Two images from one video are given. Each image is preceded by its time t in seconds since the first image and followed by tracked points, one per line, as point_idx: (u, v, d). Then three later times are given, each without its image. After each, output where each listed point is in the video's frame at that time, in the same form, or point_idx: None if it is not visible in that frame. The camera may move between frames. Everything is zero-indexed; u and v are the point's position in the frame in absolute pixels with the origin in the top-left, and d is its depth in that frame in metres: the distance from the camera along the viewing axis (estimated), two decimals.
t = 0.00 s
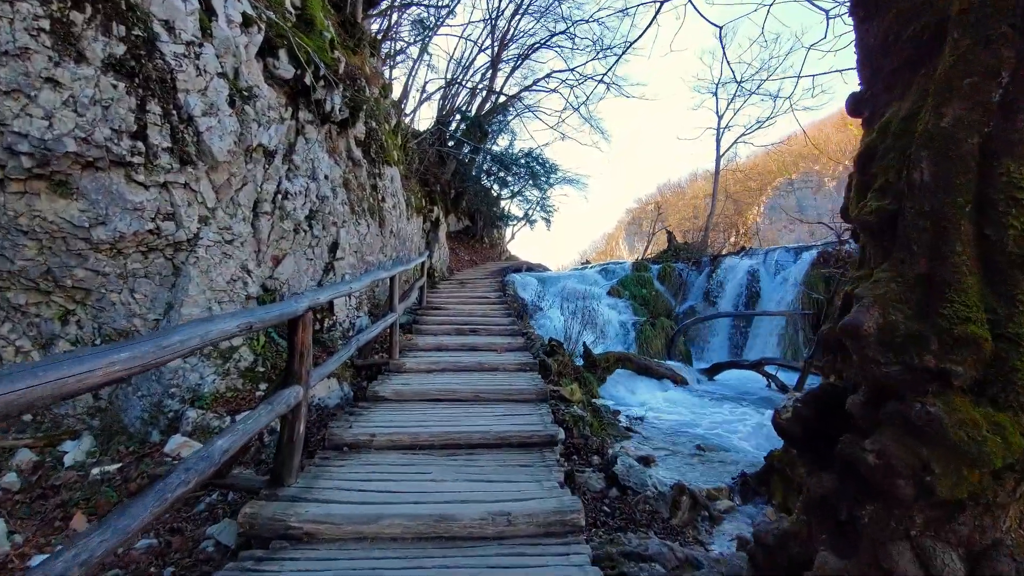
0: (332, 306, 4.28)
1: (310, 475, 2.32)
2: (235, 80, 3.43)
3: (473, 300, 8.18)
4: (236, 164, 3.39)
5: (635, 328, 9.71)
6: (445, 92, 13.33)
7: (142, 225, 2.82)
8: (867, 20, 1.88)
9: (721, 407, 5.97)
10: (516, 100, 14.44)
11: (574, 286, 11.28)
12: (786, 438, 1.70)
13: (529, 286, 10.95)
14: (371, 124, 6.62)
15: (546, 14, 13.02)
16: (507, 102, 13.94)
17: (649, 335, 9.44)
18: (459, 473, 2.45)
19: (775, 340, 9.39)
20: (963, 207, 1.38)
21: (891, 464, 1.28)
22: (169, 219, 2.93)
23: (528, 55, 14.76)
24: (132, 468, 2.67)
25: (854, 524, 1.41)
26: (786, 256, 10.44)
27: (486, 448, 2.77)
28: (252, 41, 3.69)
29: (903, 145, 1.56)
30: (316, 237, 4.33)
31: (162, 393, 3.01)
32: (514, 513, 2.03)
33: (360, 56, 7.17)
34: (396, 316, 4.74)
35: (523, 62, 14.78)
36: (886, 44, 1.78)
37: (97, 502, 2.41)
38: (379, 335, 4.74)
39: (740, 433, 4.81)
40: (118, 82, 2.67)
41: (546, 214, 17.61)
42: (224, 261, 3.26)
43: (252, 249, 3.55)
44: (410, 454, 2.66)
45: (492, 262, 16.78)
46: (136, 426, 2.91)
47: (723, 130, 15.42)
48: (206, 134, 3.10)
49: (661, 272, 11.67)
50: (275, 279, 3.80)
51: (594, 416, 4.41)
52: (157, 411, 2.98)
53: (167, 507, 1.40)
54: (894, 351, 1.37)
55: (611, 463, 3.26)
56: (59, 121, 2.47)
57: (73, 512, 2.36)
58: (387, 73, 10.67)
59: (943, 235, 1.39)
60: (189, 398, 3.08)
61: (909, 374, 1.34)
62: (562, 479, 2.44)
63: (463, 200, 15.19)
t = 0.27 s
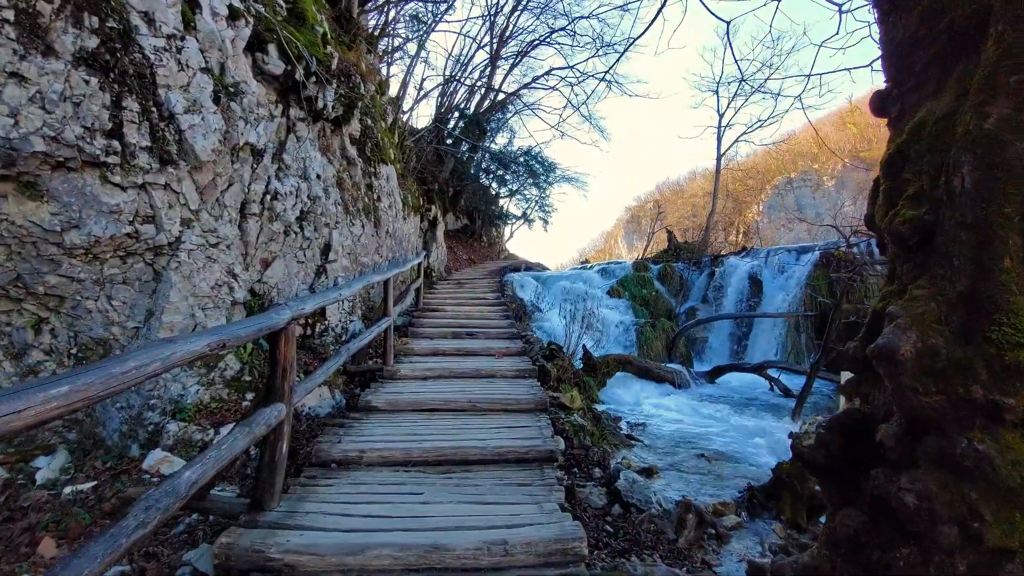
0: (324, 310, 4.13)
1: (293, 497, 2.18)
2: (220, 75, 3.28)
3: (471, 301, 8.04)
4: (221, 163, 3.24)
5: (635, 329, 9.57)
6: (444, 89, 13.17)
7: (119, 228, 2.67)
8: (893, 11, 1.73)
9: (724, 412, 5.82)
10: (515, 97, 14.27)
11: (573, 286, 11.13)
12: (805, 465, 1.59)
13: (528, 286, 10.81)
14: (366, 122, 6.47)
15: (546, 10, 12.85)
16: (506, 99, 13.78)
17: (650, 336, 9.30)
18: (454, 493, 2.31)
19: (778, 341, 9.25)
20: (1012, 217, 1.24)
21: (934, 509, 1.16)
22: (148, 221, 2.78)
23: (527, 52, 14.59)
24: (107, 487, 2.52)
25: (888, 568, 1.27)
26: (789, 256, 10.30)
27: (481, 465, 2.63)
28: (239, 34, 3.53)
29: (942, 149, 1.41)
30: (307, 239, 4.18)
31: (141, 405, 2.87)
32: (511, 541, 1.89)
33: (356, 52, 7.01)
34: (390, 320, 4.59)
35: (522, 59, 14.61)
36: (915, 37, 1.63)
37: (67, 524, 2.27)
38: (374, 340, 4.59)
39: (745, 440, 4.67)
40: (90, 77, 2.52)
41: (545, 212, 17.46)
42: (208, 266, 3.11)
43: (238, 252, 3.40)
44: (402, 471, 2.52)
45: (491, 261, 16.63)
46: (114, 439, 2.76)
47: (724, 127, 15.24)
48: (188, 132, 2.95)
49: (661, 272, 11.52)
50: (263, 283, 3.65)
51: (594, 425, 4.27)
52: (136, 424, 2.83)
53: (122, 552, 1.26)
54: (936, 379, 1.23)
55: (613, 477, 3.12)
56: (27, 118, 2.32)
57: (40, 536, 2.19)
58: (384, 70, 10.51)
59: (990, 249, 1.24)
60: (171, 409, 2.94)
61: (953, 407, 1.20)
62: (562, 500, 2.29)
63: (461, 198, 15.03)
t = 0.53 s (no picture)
0: (319, 312, 4.00)
1: (282, 513, 2.05)
2: (210, 67, 3.15)
3: (470, 302, 7.90)
4: (211, 159, 3.11)
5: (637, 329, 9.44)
6: (444, 86, 13.03)
7: (100, 226, 2.54)
8: None
9: (729, 415, 5.69)
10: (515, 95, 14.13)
11: (574, 285, 11.00)
12: (835, 483, 1.49)
13: (528, 286, 10.68)
14: (364, 118, 6.33)
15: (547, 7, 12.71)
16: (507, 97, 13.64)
17: (652, 337, 9.16)
18: (452, 507, 2.18)
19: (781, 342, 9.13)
20: None
21: (991, 545, 1.05)
22: (131, 219, 2.65)
23: (528, 50, 14.45)
24: (86, 499, 2.39)
25: None
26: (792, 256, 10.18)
27: (481, 476, 2.50)
28: (229, 25, 3.40)
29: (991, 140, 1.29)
30: (301, 238, 4.04)
31: (125, 411, 2.74)
32: (513, 562, 1.77)
33: (354, 46, 6.87)
34: (388, 322, 4.46)
35: (523, 57, 14.47)
36: (953, 22, 1.51)
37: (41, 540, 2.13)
38: (370, 342, 4.46)
39: (752, 445, 4.55)
40: (68, 67, 2.39)
41: (546, 211, 17.32)
42: (197, 266, 2.98)
43: (229, 251, 3.27)
44: (399, 482, 2.40)
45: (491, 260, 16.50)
46: (96, 448, 2.62)
47: (726, 126, 15.10)
48: (175, 126, 2.82)
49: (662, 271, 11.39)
50: (255, 283, 3.52)
51: (597, 429, 4.14)
52: (119, 432, 2.70)
53: None
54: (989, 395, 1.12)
55: (618, 486, 2.99)
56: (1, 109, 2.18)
57: (14, 554, 2.02)
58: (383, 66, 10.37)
59: None
60: (156, 416, 2.81)
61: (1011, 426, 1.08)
62: (567, 514, 2.17)
63: (461, 197, 14.90)
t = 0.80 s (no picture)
0: (317, 311, 3.88)
1: (275, 525, 1.93)
2: (204, 57, 3.03)
3: (471, 300, 7.77)
4: (204, 152, 2.99)
5: (640, 329, 9.32)
6: (444, 84, 12.91)
7: (87, 220, 2.42)
8: None
9: (736, 416, 5.58)
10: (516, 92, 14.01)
11: (576, 285, 10.88)
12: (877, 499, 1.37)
13: (529, 285, 10.56)
14: (363, 114, 6.21)
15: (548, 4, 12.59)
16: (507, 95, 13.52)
17: (655, 337, 9.04)
18: (457, 517, 2.05)
19: (786, 341, 9.00)
20: None
21: None
22: (119, 214, 2.53)
23: (528, 47, 14.33)
24: (71, 507, 2.25)
25: None
26: (797, 255, 10.07)
27: (486, 482, 2.38)
28: (223, 13, 3.28)
29: None
30: (299, 235, 3.92)
31: (114, 414, 2.61)
32: None
33: (353, 41, 6.75)
34: (388, 322, 4.34)
35: (523, 54, 14.35)
36: None
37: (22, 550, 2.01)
38: (369, 342, 4.33)
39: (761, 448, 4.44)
40: (50, 52, 2.28)
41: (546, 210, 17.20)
42: (189, 263, 2.87)
43: (223, 248, 3.16)
44: (400, 490, 2.28)
45: (491, 260, 16.36)
46: (84, 452, 2.47)
47: (727, 124, 15.00)
48: (165, 116, 2.71)
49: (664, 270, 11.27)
50: (251, 282, 3.41)
51: (603, 432, 4.02)
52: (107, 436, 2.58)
53: None
54: None
55: (628, 493, 2.87)
56: None
57: None
58: (382, 62, 10.24)
59: None
60: (147, 419, 2.69)
61: None
62: (578, 525, 2.05)
63: (461, 195, 14.77)
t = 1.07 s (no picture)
0: (313, 312, 3.75)
1: (267, 543, 1.80)
2: (194, 46, 2.90)
3: (471, 300, 7.63)
4: (195, 145, 2.86)
5: (641, 328, 9.19)
6: (443, 80, 12.76)
7: (68, 216, 2.29)
8: None
9: (742, 419, 5.46)
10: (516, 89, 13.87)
11: (576, 284, 10.75)
12: (921, 517, 1.39)
13: (528, 284, 10.43)
14: (361, 109, 6.06)
15: None
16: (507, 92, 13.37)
17: (657, 337, 8.91)
18: (461, 533, 1.93)
19: (789, 342, 8.88)
20: None
21: None
22: (104, 209, 2.40)
23: (528, 44, 14.19)
24: (51, 521, 2.07)
25: None
26: (800, 254, 9.96)
27: (490, 493, 2.26)
28: None
29: None
30: (294, 232, 3.78)
31: (98, 421, 2.48)
32: None
33: (351, 35, 6.60)
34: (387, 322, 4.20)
35: (523, 51, 14.20)
36: None
37: None
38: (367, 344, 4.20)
39: (770, 452, 4.32)
40: (28, 37, 2.15)
41: (546, 209, 17.06)
42: (179, 262, 2.73)
43: (214, 247, 3.02)
44: (400, 503, 2.15)
45: (490, 258, 16.21)
46: (66, 461, 2.33)
47: (728, 122, 14.89)
48: (153, 107, 2.58)
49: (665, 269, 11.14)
50: (244, 282, 3.27)
51: (609, 437, 3.89)
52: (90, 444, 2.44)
53: None
54: None
55: (637, 503, 2.74)
56: None
57: None
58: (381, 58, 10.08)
59: None
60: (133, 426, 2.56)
61: None
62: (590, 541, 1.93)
63: (460, 193, 14.61)
